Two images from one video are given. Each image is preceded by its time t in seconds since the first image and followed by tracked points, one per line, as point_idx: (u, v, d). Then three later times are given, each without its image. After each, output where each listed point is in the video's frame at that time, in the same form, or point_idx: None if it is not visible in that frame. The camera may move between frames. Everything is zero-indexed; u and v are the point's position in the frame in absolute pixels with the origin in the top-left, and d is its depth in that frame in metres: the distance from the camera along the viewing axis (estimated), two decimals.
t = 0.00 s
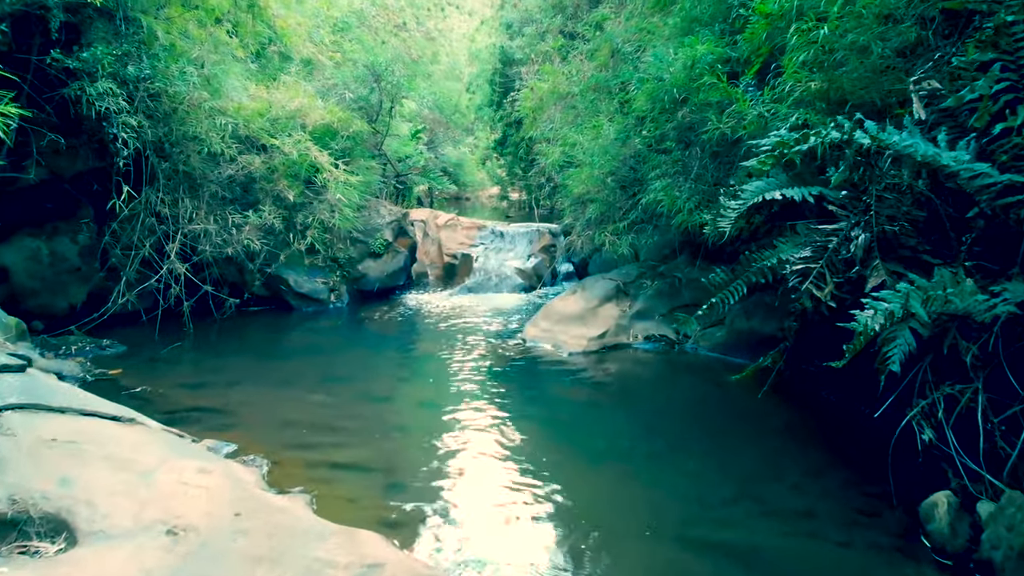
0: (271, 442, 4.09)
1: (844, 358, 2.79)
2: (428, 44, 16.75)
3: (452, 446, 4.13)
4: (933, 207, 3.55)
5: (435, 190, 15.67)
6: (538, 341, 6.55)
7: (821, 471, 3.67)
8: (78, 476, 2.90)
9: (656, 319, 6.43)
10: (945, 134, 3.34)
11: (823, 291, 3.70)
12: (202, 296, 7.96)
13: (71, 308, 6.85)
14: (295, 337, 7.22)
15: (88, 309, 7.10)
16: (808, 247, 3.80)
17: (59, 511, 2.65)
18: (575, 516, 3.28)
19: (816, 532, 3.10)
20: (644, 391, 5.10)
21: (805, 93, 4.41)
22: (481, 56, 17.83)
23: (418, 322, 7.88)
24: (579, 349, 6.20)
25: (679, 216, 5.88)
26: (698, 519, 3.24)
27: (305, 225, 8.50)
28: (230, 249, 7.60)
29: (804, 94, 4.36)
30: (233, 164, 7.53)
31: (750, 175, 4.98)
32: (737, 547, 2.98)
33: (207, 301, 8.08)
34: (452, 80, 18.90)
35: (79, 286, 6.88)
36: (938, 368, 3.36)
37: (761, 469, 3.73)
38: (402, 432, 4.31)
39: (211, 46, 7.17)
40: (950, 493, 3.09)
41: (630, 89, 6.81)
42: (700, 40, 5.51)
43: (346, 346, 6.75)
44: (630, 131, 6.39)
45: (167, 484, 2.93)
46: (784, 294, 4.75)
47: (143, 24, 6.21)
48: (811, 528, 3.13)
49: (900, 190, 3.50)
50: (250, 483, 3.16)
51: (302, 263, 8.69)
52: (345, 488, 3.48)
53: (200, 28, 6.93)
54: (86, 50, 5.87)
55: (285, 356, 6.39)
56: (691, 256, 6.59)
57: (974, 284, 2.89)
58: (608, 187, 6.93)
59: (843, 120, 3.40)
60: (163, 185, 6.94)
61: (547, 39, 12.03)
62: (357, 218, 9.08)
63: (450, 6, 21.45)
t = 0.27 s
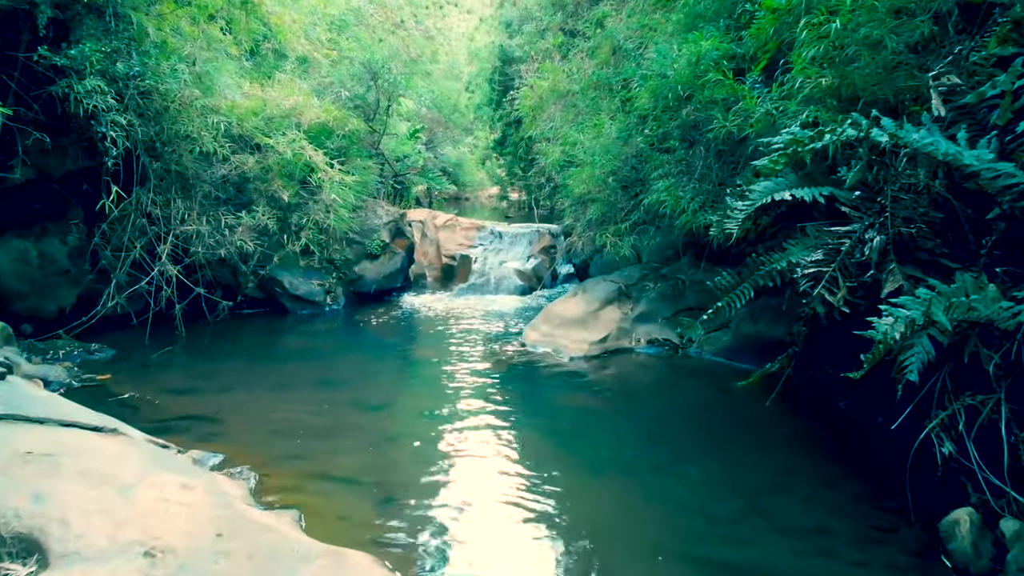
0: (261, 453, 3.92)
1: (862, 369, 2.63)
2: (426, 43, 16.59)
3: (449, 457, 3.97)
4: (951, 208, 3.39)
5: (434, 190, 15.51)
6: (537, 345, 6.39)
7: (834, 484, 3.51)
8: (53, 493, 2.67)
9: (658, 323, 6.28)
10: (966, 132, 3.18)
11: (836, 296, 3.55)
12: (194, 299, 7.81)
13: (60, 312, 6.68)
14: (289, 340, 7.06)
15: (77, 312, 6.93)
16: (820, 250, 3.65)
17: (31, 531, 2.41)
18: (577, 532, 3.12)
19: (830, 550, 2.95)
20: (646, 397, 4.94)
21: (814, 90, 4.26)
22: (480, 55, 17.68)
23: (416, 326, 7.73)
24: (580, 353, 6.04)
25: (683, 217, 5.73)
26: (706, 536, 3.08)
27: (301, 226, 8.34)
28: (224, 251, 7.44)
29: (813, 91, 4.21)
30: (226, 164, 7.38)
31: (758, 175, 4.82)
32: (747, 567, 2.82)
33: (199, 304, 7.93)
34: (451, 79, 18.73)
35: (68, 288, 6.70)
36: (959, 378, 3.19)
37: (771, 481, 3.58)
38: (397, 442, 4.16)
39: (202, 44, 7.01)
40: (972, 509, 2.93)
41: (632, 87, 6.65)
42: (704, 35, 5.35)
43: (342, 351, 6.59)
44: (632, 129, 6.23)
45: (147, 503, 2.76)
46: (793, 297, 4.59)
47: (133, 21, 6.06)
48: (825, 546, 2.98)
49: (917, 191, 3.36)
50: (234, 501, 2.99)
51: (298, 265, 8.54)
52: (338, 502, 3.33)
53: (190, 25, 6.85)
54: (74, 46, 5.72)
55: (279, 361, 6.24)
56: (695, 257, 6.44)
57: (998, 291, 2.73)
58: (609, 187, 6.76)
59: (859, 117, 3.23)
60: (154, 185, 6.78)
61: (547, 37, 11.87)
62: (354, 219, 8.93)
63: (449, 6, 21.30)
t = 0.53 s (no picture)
0: (249, 464, 3.78)
1: (882, 381, 2.47)
2: (425, 41, 16.41)
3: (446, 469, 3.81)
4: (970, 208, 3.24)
5: (432, 190, 15.34)
6: (537, 349, 6.24)
7: (847, 498, 3.36)
8: (25, 509, 2.47)
9: (661, 326, 6.12)
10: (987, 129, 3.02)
11: (850, 302, 3.39)
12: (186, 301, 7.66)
13: (49, 314, 6.50)
14: (283, 344, 6.90)
15: (66, 315, 6.75)
16: (833, 254, 3.50)
17: None
18: (578, 549, 2.97)
19: (845, 569, 2.79)
20: (650, 404, 4.79)
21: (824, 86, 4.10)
22: (479, 54, 17.52)
23: (413, 328, 7.57)
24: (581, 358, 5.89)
25: (687, 218, 5.58)
26: (713, 553, 2.93)
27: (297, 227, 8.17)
28: (218, 252, 7.27)
29: (823, 87, 4.06)
30: (218, 163, 7.22)
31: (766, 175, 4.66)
32: None
33: (192, 306, 7.77)
34: (450, 78, 18.56)
35: (57, 291, 6.52)
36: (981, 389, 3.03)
37: (781, 495, 3.42)
38: (391, 452, 4.00)
39: (194, 41, 6.86)
40: (995, 527, 2.78)
41: (634, 85, 6.49)
42: (709, 30, 5.19)
43: (337, 355, 6.44)
44: (634, 128, 6.08)
45: (123, 522, 2.61)
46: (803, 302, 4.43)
47: (122, 17, 5.91)
48: (839, 564, 2.83)
49: (935, 191, 3.20)
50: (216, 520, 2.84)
51: (294, 266, 8.37)
52: (328, 515, 3.21)
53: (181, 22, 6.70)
54: (61, 42, 5.57)
55: (272, 365, 6.08)
56: (699, 259, 6.28)
57: None
58: (611, 187, 6.61)
59: (875, 114, 3.08)
60: (144, 185, 6.63)
61: (547, 35, 11.70)
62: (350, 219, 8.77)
63: (449, 5, 21.15)
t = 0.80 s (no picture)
0: (237, 477, 3.62)
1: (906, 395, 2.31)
2: (424, 39, 16.21)
3: (442, 482, 3.66)
4: (991, 209, 3.08)
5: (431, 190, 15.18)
6: (537, 353, 6.08)
7: (863, 516, 3.20)
8: None
9: (664, 330, 5.97)
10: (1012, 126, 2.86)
11: (866, 308, 3.24)
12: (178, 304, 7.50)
13: (37, 318, 6.35)
14: (277, 347, 6.75)
15: (54, 319, 6.61)
16: (848, 257, 3.34)
17: None
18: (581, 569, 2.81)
19: None
20: (654, 411, 4.64)
21: (836, 82, 3.95)
22: (479, 52, 17.36)
23: (411, 332, 7.42)
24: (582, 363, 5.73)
25: (691, 219, 5.42)
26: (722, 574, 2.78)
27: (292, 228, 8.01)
28: (211, 254, 7.12)
29: (835, 83, 3.90)
30: (211, 163, 7.05)
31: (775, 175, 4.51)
32: None
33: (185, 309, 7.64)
34: (449, 77, 18.40)
35: (46, 294, 6.36)
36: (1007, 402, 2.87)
37: (793, 511, 3.27)
38: (385, 464, 3.85)
39: (185, 37, 6.71)
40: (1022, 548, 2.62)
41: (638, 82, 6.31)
42: (715, 25, 5.02)
43: (332, 359, 6.28)
44: (636, 127, 5.92)
45: (97, 545, 2.45)
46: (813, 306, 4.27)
47: (111, 12, 5.76)
48: None
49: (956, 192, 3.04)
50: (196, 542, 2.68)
51: (288, 268, 8.24)
52: (319, 535, 3.04)
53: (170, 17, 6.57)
54: (49, 39, 5.43)
55: (265, 370, 5.92)
56: (703, 260, 6.13)
57: None
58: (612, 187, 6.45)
59: (894, 111, 2.92)
60: (135, 186, 6.48)
61: (547, 32, 11.54)
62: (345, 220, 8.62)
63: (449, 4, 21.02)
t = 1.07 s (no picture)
0: (225, 491, 3.45)
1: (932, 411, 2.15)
2: (423, 38, 16.04)
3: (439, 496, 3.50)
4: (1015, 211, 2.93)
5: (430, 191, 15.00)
6: (537, 359, 5.92)
7: (881, 533, 3.05)
8: None
9: (668, 335, 5.81)
10: None
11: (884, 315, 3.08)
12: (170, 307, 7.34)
13: (25, 321, 6.24)
14: (271, 351, 6.60)
15: (43, 322, 6.46)
16: (864, 261, 3.18)
17: None
18: None
19: None
20: (659, 420, 4.48)
21: (848, 79, 3.79)
22: (478, 52, 17.19)
23: (409, 335, 7.26)
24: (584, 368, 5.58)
25: (696, 220, 5.27)
26: None
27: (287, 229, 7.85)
28: (204, 256, 6.97)
29: (848, 78, 3.75)
30: (203, 162, 6.88)
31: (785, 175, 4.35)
32: None
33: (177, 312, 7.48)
34: (448, 77, 18.24)
35: (34, 297, 6.23)
36: None
37: (806, 527, 3.12)
38: (379, 476, 3.69)
39: (176, 34, 6.55)
40: None
41: (641, 79, 6.14)
42: (722, 20, 4.84)
43: (327, 364, 6.12)
44: (639, 126, 5.76)
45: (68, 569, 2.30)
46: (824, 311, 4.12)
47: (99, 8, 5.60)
48: None
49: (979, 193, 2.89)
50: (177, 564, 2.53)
51: (284, 271, 8.01)
52: (309, 555, 2.89)
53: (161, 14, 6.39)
54: (35, 35, 5.29)
55: (257, 376, 5.76)
56: (708, 262, 5.97)
57: None
58: (614, 188, 6.29)
59: (917, 106, 2.77)
60: (126, 187, 6.33)
61: (547, 30, 11.37)
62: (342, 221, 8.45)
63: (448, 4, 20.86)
